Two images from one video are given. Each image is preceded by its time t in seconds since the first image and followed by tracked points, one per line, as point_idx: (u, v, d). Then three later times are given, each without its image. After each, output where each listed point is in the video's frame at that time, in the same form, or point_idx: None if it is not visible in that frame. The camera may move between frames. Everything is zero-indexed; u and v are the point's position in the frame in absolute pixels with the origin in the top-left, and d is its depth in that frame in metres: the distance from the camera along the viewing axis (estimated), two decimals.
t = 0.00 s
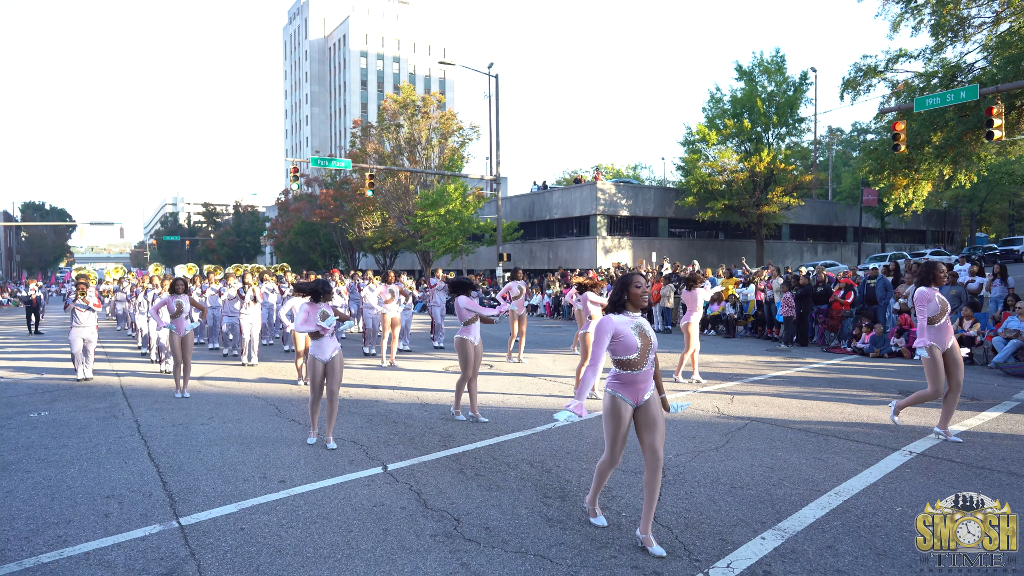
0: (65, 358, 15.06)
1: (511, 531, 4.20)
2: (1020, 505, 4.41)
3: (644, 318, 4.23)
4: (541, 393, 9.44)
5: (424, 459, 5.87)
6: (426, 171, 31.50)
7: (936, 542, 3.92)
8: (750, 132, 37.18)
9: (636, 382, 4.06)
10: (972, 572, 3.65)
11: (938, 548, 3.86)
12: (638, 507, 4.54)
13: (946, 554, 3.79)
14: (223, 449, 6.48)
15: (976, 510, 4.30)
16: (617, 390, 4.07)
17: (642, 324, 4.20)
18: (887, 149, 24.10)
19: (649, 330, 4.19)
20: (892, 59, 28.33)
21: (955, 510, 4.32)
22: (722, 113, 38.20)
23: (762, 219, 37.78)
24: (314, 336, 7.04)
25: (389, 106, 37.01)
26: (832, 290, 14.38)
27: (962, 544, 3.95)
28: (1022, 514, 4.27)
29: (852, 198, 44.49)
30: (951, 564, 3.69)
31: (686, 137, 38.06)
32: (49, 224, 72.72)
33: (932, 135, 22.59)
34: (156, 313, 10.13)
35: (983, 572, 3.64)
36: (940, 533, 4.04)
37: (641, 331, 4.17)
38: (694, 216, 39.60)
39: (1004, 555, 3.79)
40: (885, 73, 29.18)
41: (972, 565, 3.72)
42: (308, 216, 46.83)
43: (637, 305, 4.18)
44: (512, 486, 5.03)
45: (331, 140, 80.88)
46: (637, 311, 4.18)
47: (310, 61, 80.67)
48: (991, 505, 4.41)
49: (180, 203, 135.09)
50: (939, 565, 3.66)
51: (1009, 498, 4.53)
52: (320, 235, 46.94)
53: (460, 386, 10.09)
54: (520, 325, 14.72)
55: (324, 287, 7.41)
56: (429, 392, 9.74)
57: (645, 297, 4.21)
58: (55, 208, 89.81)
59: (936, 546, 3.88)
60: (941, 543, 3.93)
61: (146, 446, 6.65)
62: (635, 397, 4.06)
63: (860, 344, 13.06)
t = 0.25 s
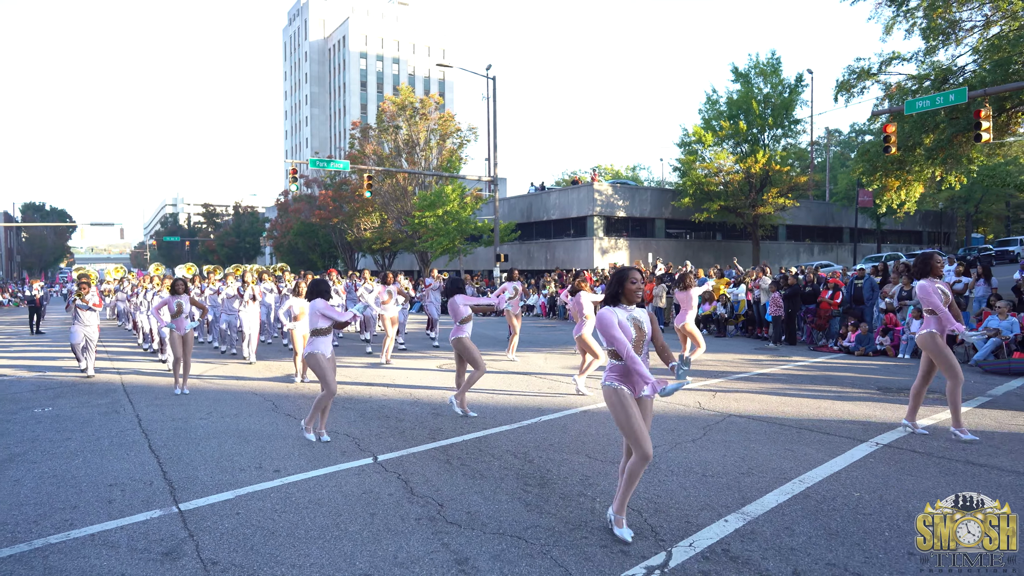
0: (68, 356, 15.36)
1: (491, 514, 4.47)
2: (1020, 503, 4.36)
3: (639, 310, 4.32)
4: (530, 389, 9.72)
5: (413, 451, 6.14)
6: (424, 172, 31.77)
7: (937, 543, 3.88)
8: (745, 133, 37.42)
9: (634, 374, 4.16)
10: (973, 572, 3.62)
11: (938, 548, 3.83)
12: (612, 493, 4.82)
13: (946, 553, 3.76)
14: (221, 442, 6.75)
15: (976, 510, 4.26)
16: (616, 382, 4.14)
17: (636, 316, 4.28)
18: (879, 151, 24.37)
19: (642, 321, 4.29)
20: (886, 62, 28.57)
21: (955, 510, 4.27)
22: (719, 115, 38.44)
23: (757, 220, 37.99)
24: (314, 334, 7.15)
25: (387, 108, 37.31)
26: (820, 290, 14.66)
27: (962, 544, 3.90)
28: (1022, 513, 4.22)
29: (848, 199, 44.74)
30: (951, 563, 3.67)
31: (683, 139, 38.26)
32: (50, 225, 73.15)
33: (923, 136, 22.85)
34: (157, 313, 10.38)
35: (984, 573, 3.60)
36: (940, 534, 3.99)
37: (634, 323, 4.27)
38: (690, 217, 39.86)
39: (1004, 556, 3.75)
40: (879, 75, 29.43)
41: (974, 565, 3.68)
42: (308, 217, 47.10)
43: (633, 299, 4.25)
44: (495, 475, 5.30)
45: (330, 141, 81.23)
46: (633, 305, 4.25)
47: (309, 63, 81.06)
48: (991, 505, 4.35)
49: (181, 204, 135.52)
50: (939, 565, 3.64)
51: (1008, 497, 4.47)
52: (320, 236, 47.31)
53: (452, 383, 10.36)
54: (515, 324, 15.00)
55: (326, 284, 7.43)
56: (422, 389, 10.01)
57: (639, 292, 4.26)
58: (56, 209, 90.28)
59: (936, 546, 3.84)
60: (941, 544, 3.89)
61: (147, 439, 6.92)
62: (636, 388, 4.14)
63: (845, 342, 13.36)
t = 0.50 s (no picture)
0: (69, 357, 15.61)
1: (474, 507, 4.72)
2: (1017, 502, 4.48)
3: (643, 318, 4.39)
4: (521, 389, 9.98)
5: (404, 449, 6.40)
6: (422, 174, 32.01)
7: (937, 542, 3.96)
8: (742, 135, 37.67)
9: (641, 380, 4.22)
10: (972, 572, 3.69)
11: (938, 548, 3.91)
12: (592, 487, 5.06)
13: (946, 553, 3.84)
14: (220, 439, 7.01)
15: (977, 510, 4.33)
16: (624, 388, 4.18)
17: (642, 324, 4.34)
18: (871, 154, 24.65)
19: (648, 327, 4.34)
20: (879, 65, 28.87)
21: (955, 510, 4.35)
22: (715, 117, 38.70)
23: (753, 222, 38.22)
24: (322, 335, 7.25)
25: (386, 110, 37.57)
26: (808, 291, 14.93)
27: (962, 544, 3.98)
28: (1022, 514, 4.29)
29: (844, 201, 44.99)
30: (951, 563, 3.74)
31: (680, 141, 38.45)
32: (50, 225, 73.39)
33: (915, 140, 23.13)
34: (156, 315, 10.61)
35: (982, 572, 3.68)
36: (940, 533, 4.07)
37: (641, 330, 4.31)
38: (686, 218, 40.12)
39: (1003, 557, 3.86)
40: (873, 79, 29.72)
41: (974, 565, 3.76)
42: (307, 218, 47.27)
43: (636, 310, 4.35)
44: (481, 471, 5.56)
45: (330, 142, 81.50)
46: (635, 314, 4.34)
47: (309, 64, 81.33)
48: (991, 505, 4.42)
49: (180, 204, 135.75)
50: (938, 565, 3.70)
51: (1010, 498, 4.55)
52: (319, 237, 47.61)
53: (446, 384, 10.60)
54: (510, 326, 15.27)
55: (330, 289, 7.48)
56: (415, 389, 10.26)
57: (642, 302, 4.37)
58: (55, 209, 90.39)
59: (936, 546, 3.92)
60: (941, 543, 3.97)
61: (148, 437, 7.17)
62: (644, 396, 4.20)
63: (833, 343, 13.63)
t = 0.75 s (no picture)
0: (70, 357, 15.87)
1: (455, 496, 4.95)
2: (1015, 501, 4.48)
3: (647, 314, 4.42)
4: (510, 387, 10.22)
5: (392, 443, 6.63)
6: (419, 175, 32.27)
7: (937, 543, 3.95)
8: (737, 136, 37.89)
9: (642, 376, 4.23)
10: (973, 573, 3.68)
11: (938, 549, 3.89)
12: (569, 477, 5.29)
13: (946, 554, 3.82)
14: (215, 434, 7.26)
15: (977, 510, 4.28)
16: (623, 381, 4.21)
17: (645, 319, 4.38)
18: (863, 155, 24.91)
19: (652, 324, 4.37)
20: (872, 67, 29.14)
21: (955, 510, 4.31)
22: (711, 118, 38.94)
23: (749, 222, 38.44)
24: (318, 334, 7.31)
25: (383, 111, 37.84)
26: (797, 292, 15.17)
27: (962, 544, 3.96)
28: (1022, 514, 4.26)
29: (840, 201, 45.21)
30: (951, 564, 3.72)
31: (675, 142, 38.57)
32: (50, 227, 73.76)
33: (907, 141, 23.37)
34: (154, 315, 10.83)
35: (983, 573, 3.67)
36: (940, 533, 4.06)
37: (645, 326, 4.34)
38: (682, 219, 40.35)
39: (1007, 557, 3.84)
40: (866, 80, 29.94)
41: (975, 566, 3.75)
42: (306, 218, 47.41)
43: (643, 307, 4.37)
44: (465, 463, 5.80)
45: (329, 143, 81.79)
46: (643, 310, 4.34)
47: (308, 65, 81.59)
48: (991, 504, 4.39)
49: (180, 206, 136.11)
50: (940, 566, 3.69)
51: (1008, 498, 4.52)
52: (318, 238, 47.94)
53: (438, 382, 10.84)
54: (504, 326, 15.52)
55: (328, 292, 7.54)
56: (408, 387, 10.49)
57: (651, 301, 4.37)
58: (55, 210, 90.66)
59: (936, 547, 3.91)
60: (941, 544, 3.96)
61: (146, 433, 7.42)
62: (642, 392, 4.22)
63: (819, 342, 13.89)
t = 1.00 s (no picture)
0: (68, 358, 16.08)
1: (436, 490, 5.20)
2: (1017, 500, 4.60)
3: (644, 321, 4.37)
4: (500, 386, 10.49)
5: (379, 440, 6.89)
6: (416, 177, 32.49)
7: (937, 542, 4.04)
8: (731, 138, 38.13)
9: (641, 386, 4.16)
10: (973, 572, 3.77)
11: (940, 548, 3.97)
12: (546, 473, 5.54)
13: (947, 554, 3.90)
14: (209, 433, 7.50)
15: (976, 510, 4.47)
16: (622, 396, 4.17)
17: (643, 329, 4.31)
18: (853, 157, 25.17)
19: (650, 333, 4.31)
20: (864, 70, 29.40)
21: (955, 510, 4.48)
22: (707, 120, 39.22)
23: (743, 223, 38.67)
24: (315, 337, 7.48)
25: (380, 113, 38.05)
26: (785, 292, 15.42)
27: (963, 543, 4.07)
28: (1021, 514, 4.43)
29: (835, 202, 45.48)
30: (950, 564, 3.81)
31: (670, 144, 38.75)
32: (47, 227, 73.85)
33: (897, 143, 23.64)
34: (151, 317, 11.01)
35: (984, 572, 3.76)
36: (940, 533, 4.17)
37: (642, 334, 4.28)
38: (678, 220, 40.59)
39: (1004, 557, 3.92)
40: (859, 82, 30.20)
41: (974, 565, 3.84)
42: (303, 220, 47.80)
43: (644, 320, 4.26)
44: (447, 459, 6.06)
45: (328, 143, 81.96)
46: (644, 320, 4.27)
47: (306, 65, 81.75)
48: (992, 505, 4.55)
49: (177, 206, 136.25)
50: (940, 565, 3.78)
51: (1013, 498, 4.63)
52: (315, 239, 48.12)
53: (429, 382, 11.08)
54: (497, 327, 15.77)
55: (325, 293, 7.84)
56: (400, 386, 10.74)
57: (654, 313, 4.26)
58: (53, 211, 90.76)
59: (936, 546, 4.00)
60: (942, 544, 4.04)
61: (142, 431, 7.66)
62: (645, 401, 4.16)
63: (805, 343, 14.14)
